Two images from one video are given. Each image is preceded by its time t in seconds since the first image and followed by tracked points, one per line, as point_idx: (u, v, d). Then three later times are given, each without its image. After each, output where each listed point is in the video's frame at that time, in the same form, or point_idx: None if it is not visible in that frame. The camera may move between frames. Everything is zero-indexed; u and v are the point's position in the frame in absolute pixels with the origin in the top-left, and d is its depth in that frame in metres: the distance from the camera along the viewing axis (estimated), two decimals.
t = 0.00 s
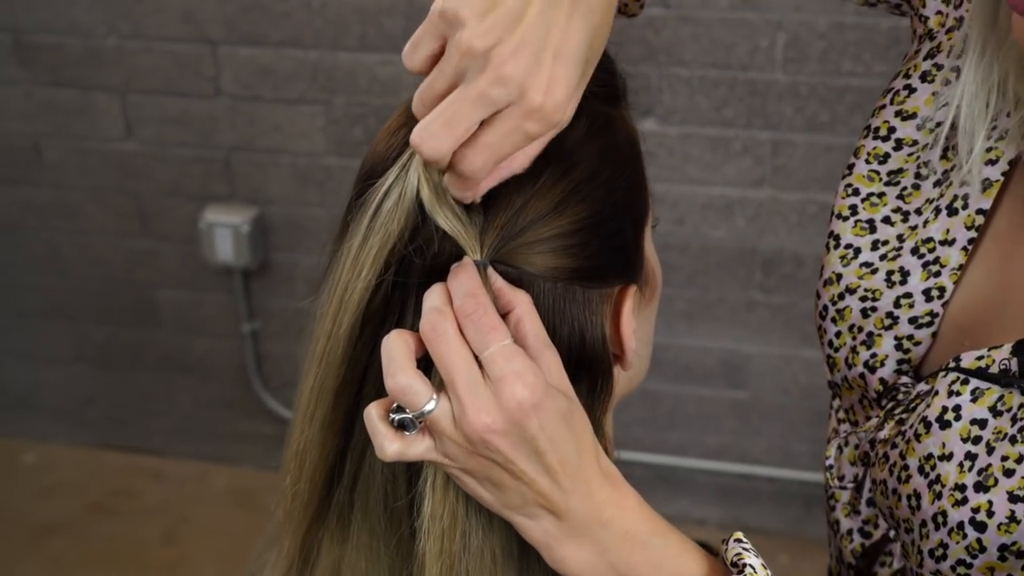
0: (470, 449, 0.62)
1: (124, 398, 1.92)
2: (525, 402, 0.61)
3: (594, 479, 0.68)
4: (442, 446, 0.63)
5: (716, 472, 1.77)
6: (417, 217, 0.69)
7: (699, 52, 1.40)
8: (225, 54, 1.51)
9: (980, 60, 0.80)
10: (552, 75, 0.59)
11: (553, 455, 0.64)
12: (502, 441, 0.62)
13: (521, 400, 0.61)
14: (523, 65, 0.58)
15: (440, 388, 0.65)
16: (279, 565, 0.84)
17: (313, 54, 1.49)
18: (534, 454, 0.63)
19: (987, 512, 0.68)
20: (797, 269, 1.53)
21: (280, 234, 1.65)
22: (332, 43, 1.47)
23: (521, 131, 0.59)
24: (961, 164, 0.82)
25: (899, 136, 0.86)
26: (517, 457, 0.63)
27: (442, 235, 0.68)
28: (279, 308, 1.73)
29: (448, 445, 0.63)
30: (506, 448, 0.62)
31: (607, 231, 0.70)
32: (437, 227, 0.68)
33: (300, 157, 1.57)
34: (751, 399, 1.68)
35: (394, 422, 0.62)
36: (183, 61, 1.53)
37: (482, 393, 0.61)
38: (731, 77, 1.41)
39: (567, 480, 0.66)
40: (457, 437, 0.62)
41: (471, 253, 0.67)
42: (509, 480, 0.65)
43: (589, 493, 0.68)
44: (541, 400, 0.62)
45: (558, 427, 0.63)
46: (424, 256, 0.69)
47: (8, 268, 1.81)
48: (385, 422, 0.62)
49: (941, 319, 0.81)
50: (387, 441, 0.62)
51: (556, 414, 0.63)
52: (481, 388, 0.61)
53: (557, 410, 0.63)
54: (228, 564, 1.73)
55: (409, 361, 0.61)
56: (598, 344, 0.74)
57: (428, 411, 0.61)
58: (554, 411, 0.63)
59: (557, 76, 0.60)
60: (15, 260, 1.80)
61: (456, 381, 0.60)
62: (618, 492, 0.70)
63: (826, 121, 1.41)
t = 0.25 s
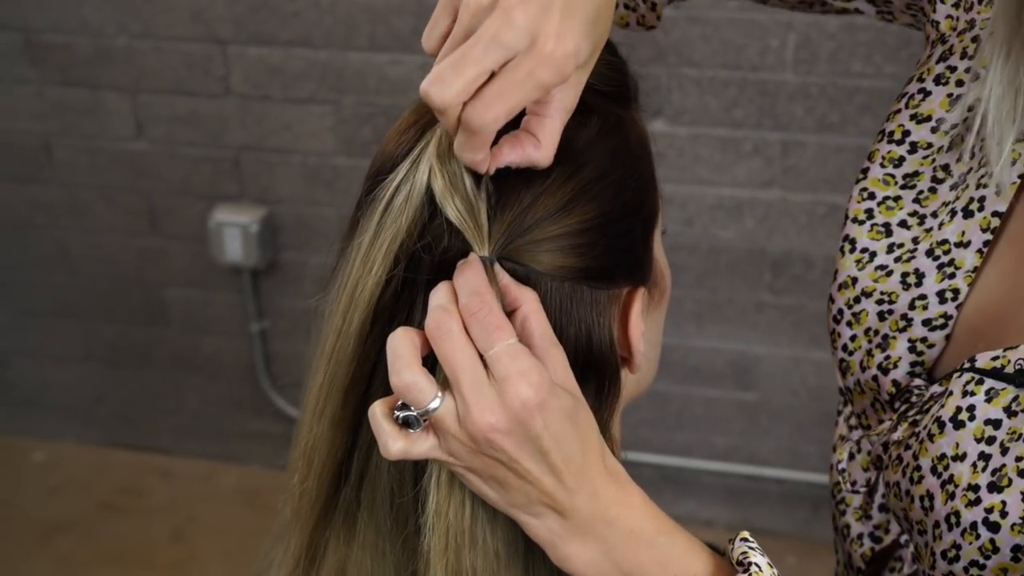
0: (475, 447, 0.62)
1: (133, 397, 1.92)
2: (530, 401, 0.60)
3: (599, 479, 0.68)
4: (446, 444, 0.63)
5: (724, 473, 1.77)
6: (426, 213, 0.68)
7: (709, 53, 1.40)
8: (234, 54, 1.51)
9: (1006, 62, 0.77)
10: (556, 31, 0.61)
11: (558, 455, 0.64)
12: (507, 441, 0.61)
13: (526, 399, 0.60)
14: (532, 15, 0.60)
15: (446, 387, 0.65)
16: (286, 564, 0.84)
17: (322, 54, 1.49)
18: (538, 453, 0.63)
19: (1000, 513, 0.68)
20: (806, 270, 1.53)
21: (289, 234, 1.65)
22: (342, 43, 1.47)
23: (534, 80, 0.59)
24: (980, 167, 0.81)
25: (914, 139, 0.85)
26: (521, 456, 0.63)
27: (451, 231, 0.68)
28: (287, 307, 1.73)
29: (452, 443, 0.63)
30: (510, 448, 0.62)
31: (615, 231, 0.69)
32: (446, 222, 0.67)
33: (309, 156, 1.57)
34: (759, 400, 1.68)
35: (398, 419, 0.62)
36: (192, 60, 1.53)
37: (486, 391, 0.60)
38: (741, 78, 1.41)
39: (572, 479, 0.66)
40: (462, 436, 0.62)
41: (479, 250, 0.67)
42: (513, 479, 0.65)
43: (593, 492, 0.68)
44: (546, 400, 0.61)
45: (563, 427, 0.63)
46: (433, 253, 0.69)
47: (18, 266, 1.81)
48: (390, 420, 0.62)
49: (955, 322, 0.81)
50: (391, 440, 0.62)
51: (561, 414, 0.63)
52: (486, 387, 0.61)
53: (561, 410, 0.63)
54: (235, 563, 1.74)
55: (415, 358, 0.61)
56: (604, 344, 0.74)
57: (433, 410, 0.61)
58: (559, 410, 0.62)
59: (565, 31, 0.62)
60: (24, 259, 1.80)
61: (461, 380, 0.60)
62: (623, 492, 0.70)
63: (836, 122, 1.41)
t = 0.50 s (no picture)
0: (481, 453, 0.62)
1: (141, 396, 1.92)
2: (536, 407, 0.60)
3: (605, 483, 0.68)
4: (452, 451, 0.63)
5: (731, 475, 1.77)
6: (433, 217, 0.68)
7: (717, 53, 1.40)
8: (243, 53, 1.52)
9: (1004, 57, 0.78)
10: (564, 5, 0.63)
11: (564, 460, 0.64)
12: (512, 446, 0.62)
13: (532, 405, 0.60)
14: None
15: (452, 394, 0.65)
16: (291, 566, 0.84)
17: (331, 54, 1.49)
18: (544, 458, 0.63)
19: (1008, 511, 0.67)
20: (814, 271, 1.53)
21: (297, 233, 1.65)
22: (350, 42, 1.47)
23: (546, 43, 0.61)
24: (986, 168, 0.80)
25: (920, 150, 0.85)
26: (526, 461, 0.63)
27: (457, 236, 0.68)
28: (295, 307, 1.73)
29: (458, 449, 0.63)
30: (516, 453, 0.62)
31: (620, 234, 0.69)
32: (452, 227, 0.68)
33: (317, 156, 1.58)
34: (766, 402, 1.67)
35: (403, 426, 0.62)
36: (201, 60, 1.54)
37: (492, 398, 0.60)
38: (749, 78, 1.41)
39: (577, 484, 0.66)
40: (467, 442, 0.62)
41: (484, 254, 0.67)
42: (520, 485, 0.65)
43: (600, 496, 0.68)
44: (552, 406, 0.61)
45: (569, 432, 0.63)
46: (439, 257, 0.69)
47: (27, 265, 1.82)
48: (396, 427, 0.62)
49: (963, 323, 0.80)
50: (398, 447, 0.61)
51: (566, 419, 0.63)
52: (491, 394, 0.60)
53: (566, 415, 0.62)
54: (242, 563, 1.74)
55: (421, 365, 0.61)
56: (610, 346, 0.74)
57: (439, 416, 0.61)
58: (564, 415, 0.62)
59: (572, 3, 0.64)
60: (33, 258, 1.81)
61: (466, 386, 0.60)
62: (630, 496, 0.70)
63: (844, 123, 1.41)
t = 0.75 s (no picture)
0: (487, 450, 0.62)
1: (147, 395, 1.93)
2: (542, 405, 0.61)
3: (610, 480, 0.68)
4: (458, 448, 0.63)
5: (736, 475, 1.77)
6: (439, 215, 0.69)
7: (724, 54, 1.40)
8: (250, 53, 1.52)
9: (1006, 62, 0.77)
10: None
11: (570, 457, 0.64)
12: (518, 444, 0.62)
13: (538, 403, 0.60)
14: None
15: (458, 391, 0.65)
16: (295, 562, 0.84)
17: (337, 54, 1.49)
18: (550, 455, 0.63)
19: (1010, 510, 0.67)
20: (820, 272, 1.53)
21: (303, 233, 1.66)
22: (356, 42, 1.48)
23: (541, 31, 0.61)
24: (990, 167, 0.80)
25: (925, 141, 0.85)
26: (532, 458, 0.63)
27: (463, 232, 0.68)
28: (301, 306, 1.73)
29: (464, 447, 0.63)
30: (522, 450, 0.62)
31: (625, 233, 0.70)
32: (457, 223, 0.68)
33: (323, 156, 1.58)
34: (772, 402, 1.67)
35: (410, 423, 0.62)
36: (208, 59, 1.54)
37: (499, 395, 0.61)
38: (756, 79, 1.41)
39: (583, 481, 0.66)
40: (473, 439, 0.62)
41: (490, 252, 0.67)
42: (525, 482, 0.65)
43: (605, 494, 0.68)
44: (558, 404, 0.61)
45: (575, 429, 0.63)
46: (445, 254, 0.69)
47: (34, 264, 1.83)
48: (402, 425, 0.62)
49: (969, 322, 0.80)
50: (404, 444, 0.62)
51: (572, 417, 0.63)
52: (498, 391, 0.61)
53: (573, 413, 0.63)
54: (247, 562, 1.74)
55: (426, 362, 0.61)
56: (614, 345, 0.74)
57: (445, 414, 0.61)
58: (571, 413, 0.62)
59: None
60: (40, 257, 1.81)
61: (473, 384, 0.60)
62: (635, 494, 0.70)
63: (850, 124, 1.41)
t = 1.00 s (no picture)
0: (489, 455, 0.62)
1: (155, 394, 1.93)
2: (545, 410, 0.61)
3: (613, 487, 0.68)
4: (461, 453, 0.63)
5: (742, 477, 1.77)
6: (442, 219, 0.69)
7: (731, 55, 1.40)
8: (258, 53, 1.52)
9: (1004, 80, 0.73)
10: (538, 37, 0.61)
11: (572, 463, 0.64)
12: (520, 449, 0.62)
13: (540, 408, 0.60)
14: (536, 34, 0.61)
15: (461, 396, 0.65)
16: (297, 563, 0.84)
17: (344, 54, 1.49)
18: (552, 461, 0.63)
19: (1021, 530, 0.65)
20: (827, 274, 1.52)
21: (310, 232, 1.66)
22: (363, 42, 1.48)
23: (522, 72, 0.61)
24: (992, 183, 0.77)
25: (929, 154, 0.83)
26: (534, 463, 0.63)
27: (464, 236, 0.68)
28: (308, 306, 1.74)
29: (466, 452, 0.63)
30: (524, 456, 0.62)
31: (628, 236, 0.70)
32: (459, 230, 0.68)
33: (331, 155, 1.58)
34: (779, 404, 1.67)
35: (411, 429, 0.62)
36: (216, 59, 1.54)
37: (501, 401, 0.60)
38: (763, 80, 1.40)
39: (585, 487, 0.66)
40: (475, 444, 0.62)
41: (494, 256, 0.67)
42: (528, 487, 0.65)
43: (608, 500, 0.68)
44: (561, 409, 0.61)
45: (577, 434, 0.63)
46: (447, 257, 0.69)
47: (42, 263, 1.83)
48: (403, 431, 0.62)
49: (975, 337, 0.79)
50: (405, 451, 0.62)
51: (575, 422, 0.63)
52: (500, 396, 0.61)
53: (575, 418, 0.63)
54: (253, 561, 1.74)
55: (428, 368, 0.61)
56: (618, 349, 0.74)
57: (447, 419, 0.61)
58: (573, 418, 0.62)
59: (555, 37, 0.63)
60: (49, 256, 1.82)
61: (475, 389, 0.60)
62: (637, 502, 0.70)
63: (858, 126, 1.40)
